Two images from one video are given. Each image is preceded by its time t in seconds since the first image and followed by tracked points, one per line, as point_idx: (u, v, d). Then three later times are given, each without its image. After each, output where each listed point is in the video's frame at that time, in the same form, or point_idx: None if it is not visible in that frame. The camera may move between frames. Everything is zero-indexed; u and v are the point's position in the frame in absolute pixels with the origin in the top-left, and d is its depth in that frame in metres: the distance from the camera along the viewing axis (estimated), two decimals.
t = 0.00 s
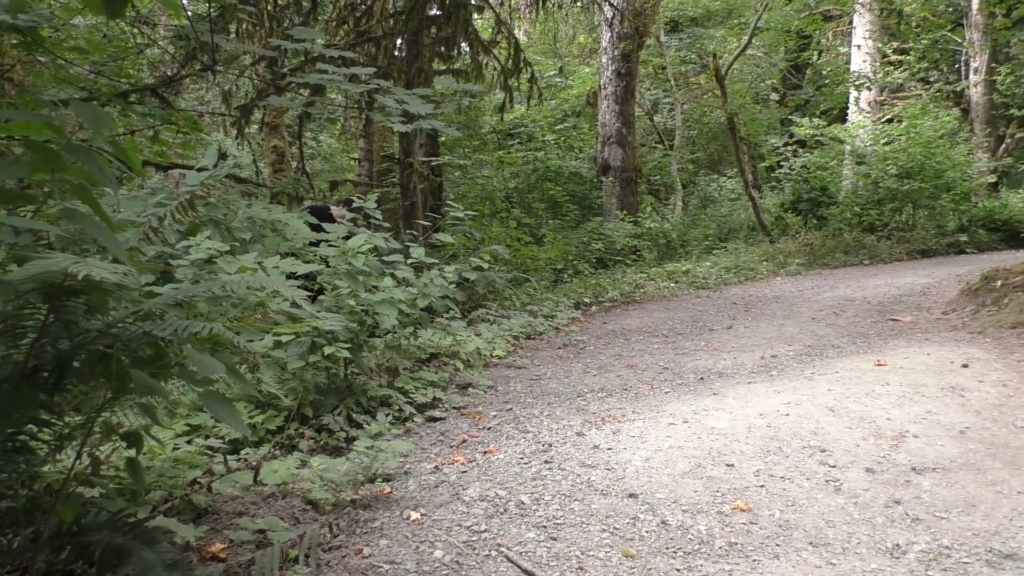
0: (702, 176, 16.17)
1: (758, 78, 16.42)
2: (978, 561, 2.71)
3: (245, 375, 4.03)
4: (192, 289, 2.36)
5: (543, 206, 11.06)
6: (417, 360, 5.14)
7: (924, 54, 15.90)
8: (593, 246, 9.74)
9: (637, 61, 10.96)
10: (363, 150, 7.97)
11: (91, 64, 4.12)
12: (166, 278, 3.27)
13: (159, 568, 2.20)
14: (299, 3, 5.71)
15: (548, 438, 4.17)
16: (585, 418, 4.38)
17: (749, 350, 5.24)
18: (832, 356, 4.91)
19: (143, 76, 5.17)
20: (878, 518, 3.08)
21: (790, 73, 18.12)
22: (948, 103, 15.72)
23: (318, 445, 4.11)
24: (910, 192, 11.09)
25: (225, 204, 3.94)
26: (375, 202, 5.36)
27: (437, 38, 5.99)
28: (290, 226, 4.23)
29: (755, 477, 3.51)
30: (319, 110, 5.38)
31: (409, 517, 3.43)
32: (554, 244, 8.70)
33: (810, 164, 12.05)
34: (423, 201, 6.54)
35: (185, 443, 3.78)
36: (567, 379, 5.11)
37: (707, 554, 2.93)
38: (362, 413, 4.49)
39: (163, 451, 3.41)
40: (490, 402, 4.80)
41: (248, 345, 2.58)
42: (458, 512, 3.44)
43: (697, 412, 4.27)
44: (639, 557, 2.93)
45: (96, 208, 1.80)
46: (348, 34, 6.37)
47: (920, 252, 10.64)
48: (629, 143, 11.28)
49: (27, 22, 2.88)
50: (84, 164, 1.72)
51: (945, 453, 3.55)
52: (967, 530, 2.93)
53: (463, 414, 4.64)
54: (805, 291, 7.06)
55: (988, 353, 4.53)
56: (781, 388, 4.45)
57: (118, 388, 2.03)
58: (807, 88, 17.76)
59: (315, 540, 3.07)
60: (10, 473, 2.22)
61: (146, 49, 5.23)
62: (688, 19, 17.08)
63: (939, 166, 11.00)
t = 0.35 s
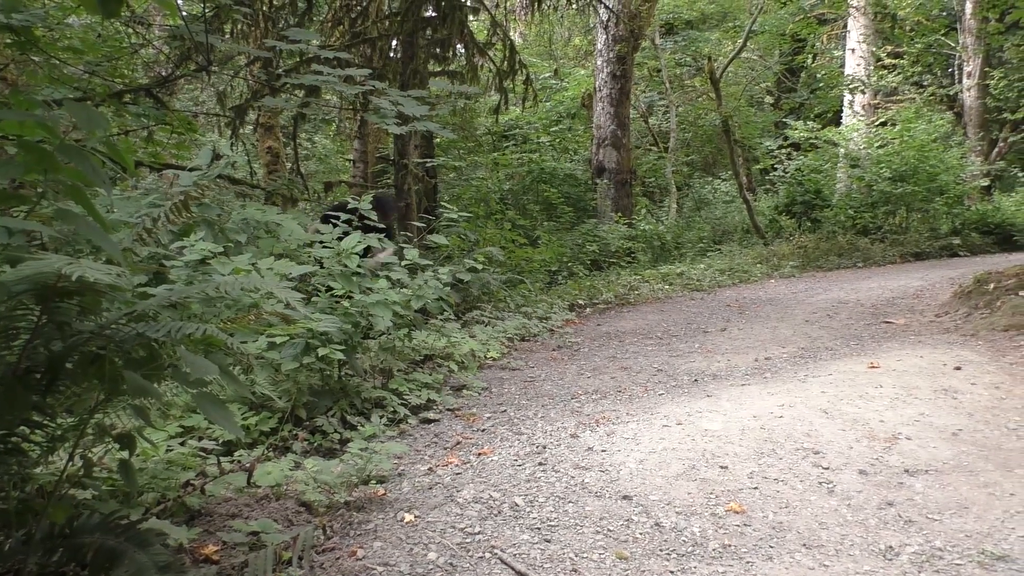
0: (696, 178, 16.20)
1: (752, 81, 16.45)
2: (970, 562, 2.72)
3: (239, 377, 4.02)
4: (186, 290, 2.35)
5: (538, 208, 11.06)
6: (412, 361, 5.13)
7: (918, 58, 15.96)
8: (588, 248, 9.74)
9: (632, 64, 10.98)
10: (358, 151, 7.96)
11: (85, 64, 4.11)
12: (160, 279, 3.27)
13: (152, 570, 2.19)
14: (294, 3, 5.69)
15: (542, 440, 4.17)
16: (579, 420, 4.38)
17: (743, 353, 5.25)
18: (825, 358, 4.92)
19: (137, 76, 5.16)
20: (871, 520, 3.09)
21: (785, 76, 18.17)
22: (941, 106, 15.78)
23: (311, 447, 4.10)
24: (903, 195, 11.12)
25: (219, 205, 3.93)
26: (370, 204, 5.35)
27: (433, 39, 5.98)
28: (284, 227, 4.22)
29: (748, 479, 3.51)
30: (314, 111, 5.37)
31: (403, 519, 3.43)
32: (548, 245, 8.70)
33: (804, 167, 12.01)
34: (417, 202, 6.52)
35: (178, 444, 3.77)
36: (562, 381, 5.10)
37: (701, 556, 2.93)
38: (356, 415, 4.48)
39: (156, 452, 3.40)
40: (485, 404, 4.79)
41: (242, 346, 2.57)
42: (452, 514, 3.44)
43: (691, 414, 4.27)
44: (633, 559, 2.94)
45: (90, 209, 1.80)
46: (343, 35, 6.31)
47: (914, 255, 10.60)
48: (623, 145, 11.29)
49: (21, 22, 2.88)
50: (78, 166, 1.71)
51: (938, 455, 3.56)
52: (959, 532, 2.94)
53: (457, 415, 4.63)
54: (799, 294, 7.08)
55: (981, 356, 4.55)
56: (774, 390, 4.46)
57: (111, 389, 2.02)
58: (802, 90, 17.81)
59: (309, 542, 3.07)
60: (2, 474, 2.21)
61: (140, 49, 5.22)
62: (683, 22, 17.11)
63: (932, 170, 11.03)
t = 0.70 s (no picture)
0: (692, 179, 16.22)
1: (749, 83, 16.48)
2: (962, 564, 2.73)
3: (233, 376, 4.01)
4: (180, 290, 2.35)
5: (534, 208, 11.06)
6: (407, 361, 5.11)
7: (914, 61, 15.99)
8: (583, 249, 9.75)
9: (628, 65, 10.98)
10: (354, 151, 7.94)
11: (81, 62, 4.09)
12: (154, 277, 3.26)
13: (146, 570, 2.19)
14: (291, 2, 5.68)
15: (536, 440, 4.17)
16: (573, 421, 4.38)
17: (738, 354, 5.25)
18: (820, 360, 4.92)
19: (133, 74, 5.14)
20: (865, 522, 3.10)
21: (781, 78, 18.20)
22: (936, 109, 15.81)
23: (306, 447, 4.10)
24: (899, 198, 11.14)
25: (214, 204, 3.92)
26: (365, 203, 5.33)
27: (429, 38, 6.00)
28: (279, 226, 4.21)
29: (743, 481, 3.51)
30: (310, 111, 5.36)
31: (397, 519, 3.42)
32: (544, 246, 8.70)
33: (799, 168, 12.13)
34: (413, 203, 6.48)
35: (172, 443, 3.76)
36: (556, 382, 5.09)
37: (694, 557, 2.93)
38: (351, 415, 4.48)
39: (150, 452, 3.39)
40: (479, 404, 4.78)
41: (236, 346, 2.56)
42: (446, 515, 3.43)
43: (686, 415, 4.27)
44: (627, 560, 2.94)
45: (83, 207, 1.80)
46: (340, 34, 6.28)
47: (909, 257, 10.63)
48: (619, 146, 11.29)
49: (16, 19, 2.86)
50: (73, 164, 1.72)
51: (932, 457, 3.57)
52: (952, 534, 2.95)
53: (451, 416, 4.62)
54: (794, 296, 7.09)
55: (976, 359, 4.55)
56: (769, 392, 4.45)
57: (104, 388, 2.02)
58: (798, 93, 17.85)
59: (302, 541, 3.06)
60: None
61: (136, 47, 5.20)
62: (680, 23, 17.12)
63: (928, 172, 11.06)
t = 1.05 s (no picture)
0: (686, 180, 16.25)
1: (743, 84, 16.53)
2: (953, 564, 2.75)
3: (225, 376, 4.00)
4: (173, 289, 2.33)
5: (528, 209, 11.05)
6: (399, 362, 5.10)
7: (906, 63, 16.05)
8: (577, 249, 9.76)
9: (622, 66, 10.99)
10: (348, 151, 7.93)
11: (73, 61, 4.07)
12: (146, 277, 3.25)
13: (137, 571, 2.17)
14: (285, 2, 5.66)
15: (529, 441, 4.16)
16: (566, 421, 4.37)
17: (731, 355, 5.25)
18: (813, 361, 4.93)
19: (126, 73, 5.12)
20: (856, 522, 3.11)
21: (774, 80, 18.28)
22: (929, 111, 15.88)
23: (298, 447, 4.09)
24: (891, 200, 11.18)
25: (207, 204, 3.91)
26: (359, 203, 5.26)
27: (423, 38, 5.97)
28: (273, 226, 4.19)
29: (735, 481, 3.52)
30: (303, 110, 5.35)
31: (389, 520, 3.41)
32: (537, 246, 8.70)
33: (793, 169, 12.13)
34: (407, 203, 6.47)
35: (164, 443, 3.74)
36: (549, 382, 5.08)
37: (686, 557, 2.93)
38: (343, 415, 4.47)
39: (142, 452, 3.38)
40: (473, 404, 4.77)
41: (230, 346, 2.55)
42: (438, 515, 3.43)
43: (678, 415, 4.27)
44: (619, 561, 2.94)
45: (73, 207, 1.78)
46: (333, 34, 6.29)
47: (902, 258, 10.68)
48: (613, 147, 11.30)
49: (6, 16, 2.84)
50: (63, 164, 1.70)
51: (923, 457, 3.59)
52: (943, 534, 2.96)
53: (444, 416, 4.61)
54: (788, 297, 7.11)
55: (967, 360, 4.57)
56: (761, 393, 4.45)
57: (94, 389, 2.00)
58: (791, 95, 17.91)
59: (294, 542, 3.05)
60: None
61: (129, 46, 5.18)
62: (674, 25, 17.19)
63: (920, 174, 11.10)
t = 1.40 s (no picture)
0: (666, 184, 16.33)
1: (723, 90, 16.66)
2: (927, 565, 2.78)
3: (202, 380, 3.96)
4: (150, 292, 2.32)
5: (509, 212, 11.04)
6: (379, 365, 5.07)
7: (884, 70, 16.25)
8: (558, 253, 9.77)
9: (605, 70, 11.05)
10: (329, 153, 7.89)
11: (52, 60, 4.02)
12: (125, 281, 3.21)
13: None
14: (268, 2, 5.63)
15: (509, 445, 4.16)
16: (546, 425, 4.35)
17: (710, 358, 5.27)
18: (791, 364, 4.96)
19: (105, 73, 5.06)
20: (832, 525, 3.13)
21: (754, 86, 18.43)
22: (906, 118, 16.09)
23: (276, 452, 4.06)
24: (869, 205, 11.32)
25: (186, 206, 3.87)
26: (340, 206, 5.18)
27: (407, 41, 5.91)
28: (253, 229, 4.15)
29: (713, 484, 3.54)
30: (285, 112, 5.31)
31: (367, 525, 3.40)
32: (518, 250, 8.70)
33: (773, 175, 12.47)
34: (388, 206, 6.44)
35: (141, 448, 3.70)
36: (529, 385, 5.07)
37: (665, 560, 2.94)
38: (322, 419, 4.44)
39: (117, 457, 3.34)
40: (453, 408, 4.74)
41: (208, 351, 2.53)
42: (417, 520, 3.41)
43: (657, 419, 4.26)
44: (597, 564, 2.94)
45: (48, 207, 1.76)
46: (316, 36, 6.34)
47: (878, 263, 10.67)
48: (595, 151, 11.32)
49: None
50: (38, 164, 1.68)
51: (898, 460, 3.62)
52: (917, 536, 2.99)
53: (424, 420, 4.59)
54: (767, 300, 7.16)
55: (942, 363, 4.63)
56: (740, 396, 4.47)
57: (69, 393, 1.97)
58: (771, 101, 18.04)
59: (271, 548, 3.03)
60: None
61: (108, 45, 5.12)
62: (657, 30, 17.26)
63: (897, 179, 11.18)
